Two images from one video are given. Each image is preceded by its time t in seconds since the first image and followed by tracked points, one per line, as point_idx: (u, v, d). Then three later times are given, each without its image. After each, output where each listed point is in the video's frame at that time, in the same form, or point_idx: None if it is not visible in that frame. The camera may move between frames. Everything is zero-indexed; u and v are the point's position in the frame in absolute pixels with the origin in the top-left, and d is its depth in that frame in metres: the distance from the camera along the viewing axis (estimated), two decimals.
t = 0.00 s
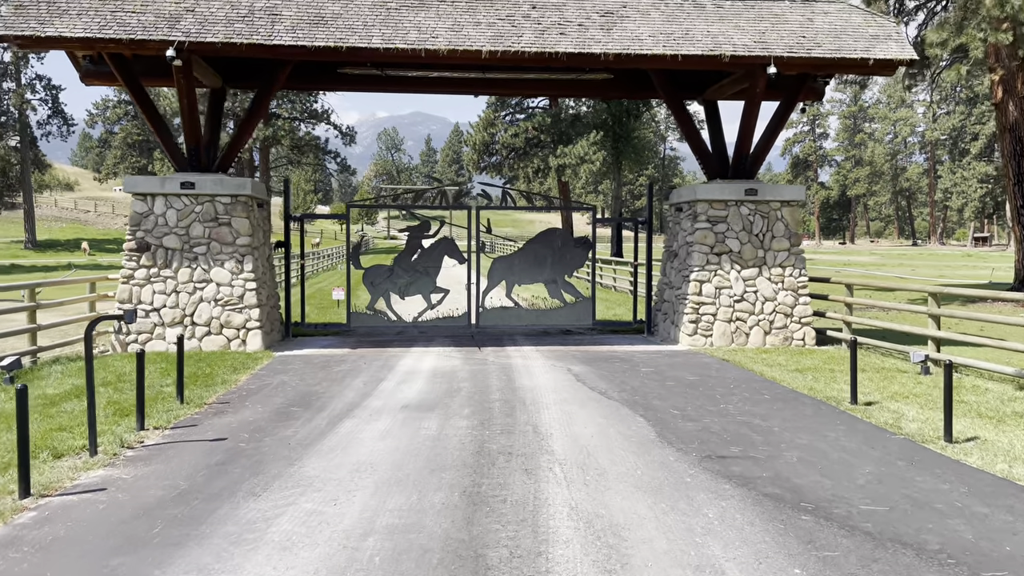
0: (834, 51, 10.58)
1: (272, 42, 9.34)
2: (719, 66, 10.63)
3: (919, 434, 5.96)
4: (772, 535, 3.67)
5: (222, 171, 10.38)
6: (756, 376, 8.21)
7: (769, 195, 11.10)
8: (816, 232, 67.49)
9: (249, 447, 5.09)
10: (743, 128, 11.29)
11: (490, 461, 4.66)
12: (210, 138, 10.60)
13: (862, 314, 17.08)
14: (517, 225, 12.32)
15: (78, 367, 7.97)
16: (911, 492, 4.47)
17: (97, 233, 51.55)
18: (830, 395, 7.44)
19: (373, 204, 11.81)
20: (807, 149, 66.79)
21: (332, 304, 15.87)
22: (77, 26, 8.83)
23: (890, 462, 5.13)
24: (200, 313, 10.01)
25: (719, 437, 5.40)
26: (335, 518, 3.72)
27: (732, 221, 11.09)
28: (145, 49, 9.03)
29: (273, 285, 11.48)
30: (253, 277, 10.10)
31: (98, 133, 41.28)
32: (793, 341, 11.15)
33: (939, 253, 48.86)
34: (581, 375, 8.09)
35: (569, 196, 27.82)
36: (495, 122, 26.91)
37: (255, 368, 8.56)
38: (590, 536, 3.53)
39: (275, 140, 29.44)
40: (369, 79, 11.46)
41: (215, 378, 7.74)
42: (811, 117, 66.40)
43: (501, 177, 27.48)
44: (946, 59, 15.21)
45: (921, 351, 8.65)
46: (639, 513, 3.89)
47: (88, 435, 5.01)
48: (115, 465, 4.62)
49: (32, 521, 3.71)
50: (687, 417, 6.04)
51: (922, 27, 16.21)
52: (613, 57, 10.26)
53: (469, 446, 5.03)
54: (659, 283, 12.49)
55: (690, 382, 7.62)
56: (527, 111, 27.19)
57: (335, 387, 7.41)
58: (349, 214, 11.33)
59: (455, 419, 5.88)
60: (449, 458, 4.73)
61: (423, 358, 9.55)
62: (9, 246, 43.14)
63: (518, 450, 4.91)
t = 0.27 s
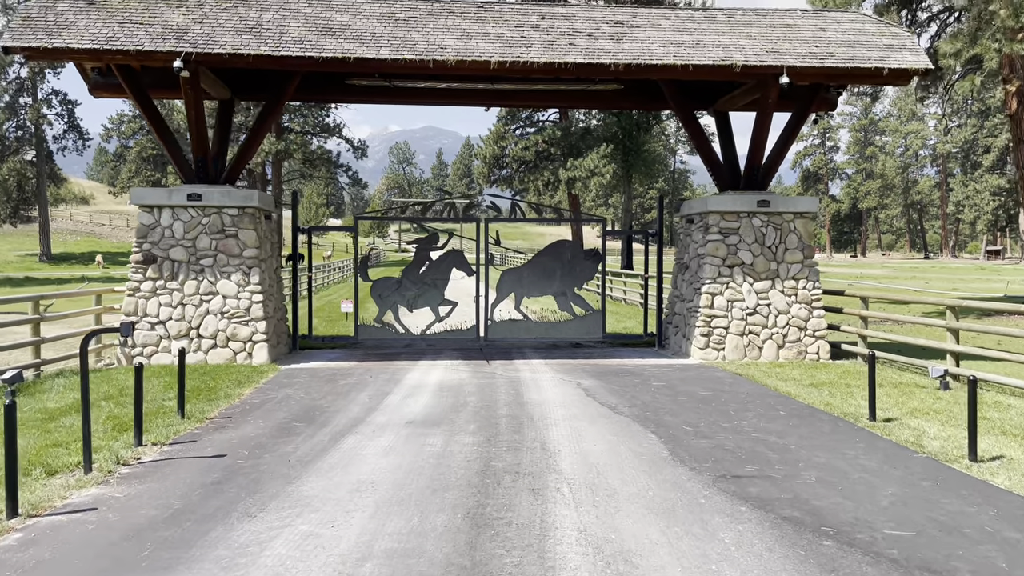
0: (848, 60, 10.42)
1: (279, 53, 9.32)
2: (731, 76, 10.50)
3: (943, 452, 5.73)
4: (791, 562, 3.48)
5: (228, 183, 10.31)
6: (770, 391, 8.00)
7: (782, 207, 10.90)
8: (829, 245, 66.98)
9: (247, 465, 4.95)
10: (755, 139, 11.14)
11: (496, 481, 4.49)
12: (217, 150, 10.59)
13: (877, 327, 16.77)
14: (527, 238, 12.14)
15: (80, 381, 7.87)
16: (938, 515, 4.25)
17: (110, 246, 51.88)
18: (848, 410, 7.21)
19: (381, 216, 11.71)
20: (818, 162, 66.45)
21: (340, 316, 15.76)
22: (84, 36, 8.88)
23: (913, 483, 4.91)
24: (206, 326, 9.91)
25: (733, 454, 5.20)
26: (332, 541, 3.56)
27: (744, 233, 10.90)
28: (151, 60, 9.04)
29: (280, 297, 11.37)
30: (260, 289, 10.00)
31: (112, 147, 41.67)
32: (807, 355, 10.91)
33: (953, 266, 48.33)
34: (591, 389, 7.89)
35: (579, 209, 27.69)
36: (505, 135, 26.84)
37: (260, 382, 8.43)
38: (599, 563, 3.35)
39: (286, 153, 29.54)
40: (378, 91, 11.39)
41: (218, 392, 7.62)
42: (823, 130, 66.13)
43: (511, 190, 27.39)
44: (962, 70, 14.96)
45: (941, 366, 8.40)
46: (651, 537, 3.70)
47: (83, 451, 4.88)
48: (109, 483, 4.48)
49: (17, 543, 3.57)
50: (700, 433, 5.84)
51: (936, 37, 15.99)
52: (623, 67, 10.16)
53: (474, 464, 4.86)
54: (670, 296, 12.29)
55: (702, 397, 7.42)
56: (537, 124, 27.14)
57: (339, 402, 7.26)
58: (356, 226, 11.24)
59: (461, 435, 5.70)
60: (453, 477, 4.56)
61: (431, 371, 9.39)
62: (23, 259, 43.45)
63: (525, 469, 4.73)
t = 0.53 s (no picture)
0: (864, 67, 10.21)
1: (285, 61, 9.38)
2: (745, 83, 10.32)
3: (970, 473, 5.46)
4: None
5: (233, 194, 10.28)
6: (787, 406, 7.74)
7: (797, 216, 10.66)
8: (842, 255, 66.35)
9: (244, 485, 4.78)
10: (768, 147, 10.94)
11: (501, 503, 4.29)
12: (223, 159, 10.57)
13: (894, 339, 16.42)
14: (536, 247, 11.92)
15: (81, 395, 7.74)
16: (969, 542, 4.01)
17: (123, 257, 52.17)
18: (868, 426, 6.94)
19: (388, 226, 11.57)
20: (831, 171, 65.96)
21: (348, 328, 15.63)
22: (88, 46, 8.97)
23: (941, 506, 4.65)
24: (210, 338, 9.85)
25: (750, 474, 4.97)
26: (327, 569, 3.37)
27: (758, 243, 10.68)
28: (156, 68, 9.13)
29: (287, 309, 11.24)
30: (265, 300, 9.92)
31: (124, 158, 41.94)
32: (824, 368, 10.63)
33: (968, 276, 47.69)
34: (601, 404, 7.67)
35: (589, 219, 27.48)
36: (515, 145, 26.66)
37: (263, 395, 8.27)
38: None
39: (297, 164, 29.59)
40: (386, 100, 11.27)
41: (220, 407, 7.47)
42: (835, 139, 65.70)
43: (521, 200, 27.22)
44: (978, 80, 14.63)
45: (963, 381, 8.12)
46: (665, 567, 3.48)
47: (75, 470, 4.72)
48: (100, 503, 4.32)
49: None
50: (716, 451, 5.61)
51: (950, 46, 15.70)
52: (634, 74, 10.01)
53: (480, 485, 4.65)
54: (682, 307, 12.07)
55: (716, 412, 7.18)
56: (547, 134, 27.04)
57: (343, 417, 7.09)
58: (363, 236, 11.10)
59: (467, 452, 5.50)
60: (457, 500, 4.36)
61: (438, 385, 9.20)
62: (36, 269, 43.70)
63: (532, 490, 4.53)
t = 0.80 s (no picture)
0: (884, 68, 9.98)
1: (294, 65, 9.45)
2: (762, 85, 10.14)
3: (1004, 487, 5.19)
4: None
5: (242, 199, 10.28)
6: (806, 415, 7.50)
7: (815, 221, 10.43)
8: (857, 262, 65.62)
9: (245, 497, 4.62)
10: (785, 151, 10.72)
11: (512, 518, 4.10)
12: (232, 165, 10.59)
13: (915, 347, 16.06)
14: (549, 254, 11.83)
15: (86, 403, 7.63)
16: (1007, 562, 3.76)
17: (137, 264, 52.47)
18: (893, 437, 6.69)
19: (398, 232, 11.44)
20: (845, 178, 65.37)
21: (358, 335, 15.50)
22: (96, 49, 9.03)
23: (976, 522, 4.40)
24: (218, 344, 9.80)
25: (772, 488, 4.76)
26: None
27: (775, 248, 10.45)
28: (164, 72, 9.22)
29: (296, 315, 11.13)
30: (273, 306, 9.89)
31: (139, 166, 42.24)
32: (843, 377, 10.37)
33: (985, 284, 46.99)
34: (615, 413, 7.47)
35: (601, 226, 27.25)
36: (527, 151, 26.40)
37: (270, 403, 8.14)
38: None
39: (309, 171, 29.62)
40: (396, 104, 11.11)
41: (225, 415, 7.34)
42: (849, 146, 65.16)
43: (533, 206, 27.03)
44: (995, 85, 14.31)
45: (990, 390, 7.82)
46: None
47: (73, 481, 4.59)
48: (96, 516, 4.17)
49: None
50: (735, 463, 5.39)
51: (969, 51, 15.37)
52: (648, 76, 9.85)
53: (489, 498, 4.47)
54: (696, 314, 11.86)
55: (734, 422, 6.96)
56: (559, 140, 26.90)
57: (350, 426, 6.93)
58: (373, 242, 10.97)
59: (476, 463, 5.31)
60: (466, 514, 4.18)
61: (447, 393, 9.02)
62: (50, 276, 43.99)
63: (544, 504, 4.34)
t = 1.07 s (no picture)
0: (905, 70, 9.73)
1: (303, 68, 9.37)
2: (780, 87, 9.93)
3: None
4: None
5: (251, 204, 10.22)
6: (828, 426, 7.24)
7: (834, 226, 10.18)
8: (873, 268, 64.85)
9: (246, 512, 4.46)
10: (803, 155, 10.49)
11: (523, 537, 3.91)
12: (241, 169, 10.56)
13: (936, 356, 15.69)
14: (562, 260, 11.64)
15: (91, 412, 7.52)
16: None
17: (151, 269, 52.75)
18: (920, 448, 6.41)
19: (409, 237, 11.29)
20: (861, 183, 64.68)
21: (369, 341, 15.36)
22: (104, 52, 9.09)
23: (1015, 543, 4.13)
24: (226, 351, 9.71)
25: (796, 505, 4.53)
26: None
27: (794, 254, 10.21)
28: (173, 75, 9.26)
29: (305, 321, 11.01)
30: (282, 313, 9.77)
31: (154, 172, 42.50)
32: (864, 386, 10.08)
33: (1004, 290, 46.15)
34: (630, 423, 7.25)
35: (614, 232, 26.99)
36: (540, 157, 26.25)
37: (277, 411, 8.00)
38: None
39: (322, 176, 29.62)
40: (407, 107, 11.05)
41: (231, 424, 7.20)
42: (865, 151, 64.50)
43: (545, 212, 26.82)
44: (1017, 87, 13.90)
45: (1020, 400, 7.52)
46: None
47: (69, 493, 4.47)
48: (91, 532, 4.03)
49: None
50: (756, 478, 5.16)
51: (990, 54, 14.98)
52: (664, 78, 9.66)
53: (499, 515, 4.28)
54: (712, 320, 11.61)
55: (754, 433, 6.72)
56: (572, 146, 26.72)
57: (358, 436, 6.75)
58: (383, 247, 10.83)
59: (486, 477, 5.12)
60: (475, 532, 3.99)
61: (458, 401, 8.82)
62: (66, 281, 44.30)
63: (556, 522, 4.15)
